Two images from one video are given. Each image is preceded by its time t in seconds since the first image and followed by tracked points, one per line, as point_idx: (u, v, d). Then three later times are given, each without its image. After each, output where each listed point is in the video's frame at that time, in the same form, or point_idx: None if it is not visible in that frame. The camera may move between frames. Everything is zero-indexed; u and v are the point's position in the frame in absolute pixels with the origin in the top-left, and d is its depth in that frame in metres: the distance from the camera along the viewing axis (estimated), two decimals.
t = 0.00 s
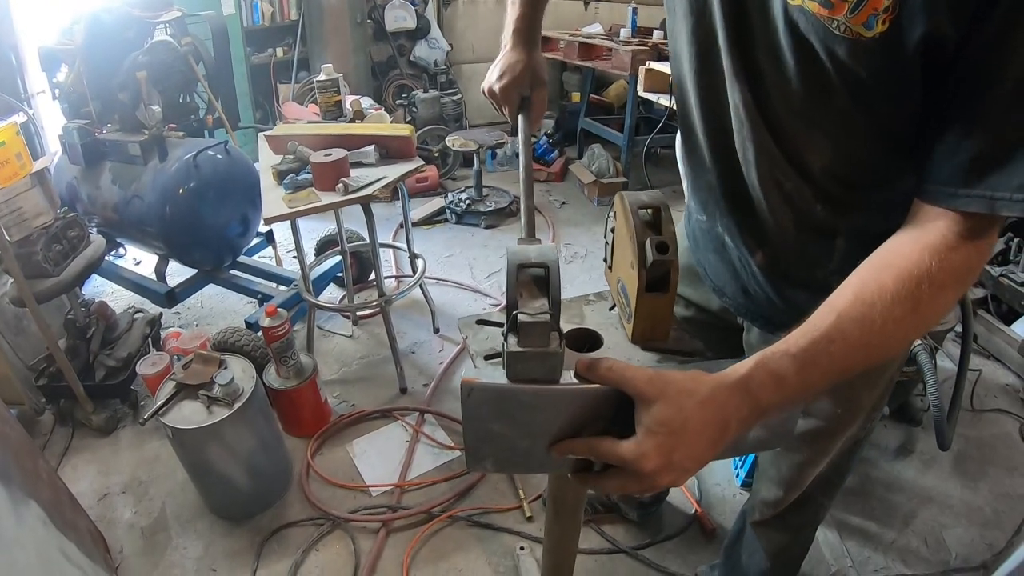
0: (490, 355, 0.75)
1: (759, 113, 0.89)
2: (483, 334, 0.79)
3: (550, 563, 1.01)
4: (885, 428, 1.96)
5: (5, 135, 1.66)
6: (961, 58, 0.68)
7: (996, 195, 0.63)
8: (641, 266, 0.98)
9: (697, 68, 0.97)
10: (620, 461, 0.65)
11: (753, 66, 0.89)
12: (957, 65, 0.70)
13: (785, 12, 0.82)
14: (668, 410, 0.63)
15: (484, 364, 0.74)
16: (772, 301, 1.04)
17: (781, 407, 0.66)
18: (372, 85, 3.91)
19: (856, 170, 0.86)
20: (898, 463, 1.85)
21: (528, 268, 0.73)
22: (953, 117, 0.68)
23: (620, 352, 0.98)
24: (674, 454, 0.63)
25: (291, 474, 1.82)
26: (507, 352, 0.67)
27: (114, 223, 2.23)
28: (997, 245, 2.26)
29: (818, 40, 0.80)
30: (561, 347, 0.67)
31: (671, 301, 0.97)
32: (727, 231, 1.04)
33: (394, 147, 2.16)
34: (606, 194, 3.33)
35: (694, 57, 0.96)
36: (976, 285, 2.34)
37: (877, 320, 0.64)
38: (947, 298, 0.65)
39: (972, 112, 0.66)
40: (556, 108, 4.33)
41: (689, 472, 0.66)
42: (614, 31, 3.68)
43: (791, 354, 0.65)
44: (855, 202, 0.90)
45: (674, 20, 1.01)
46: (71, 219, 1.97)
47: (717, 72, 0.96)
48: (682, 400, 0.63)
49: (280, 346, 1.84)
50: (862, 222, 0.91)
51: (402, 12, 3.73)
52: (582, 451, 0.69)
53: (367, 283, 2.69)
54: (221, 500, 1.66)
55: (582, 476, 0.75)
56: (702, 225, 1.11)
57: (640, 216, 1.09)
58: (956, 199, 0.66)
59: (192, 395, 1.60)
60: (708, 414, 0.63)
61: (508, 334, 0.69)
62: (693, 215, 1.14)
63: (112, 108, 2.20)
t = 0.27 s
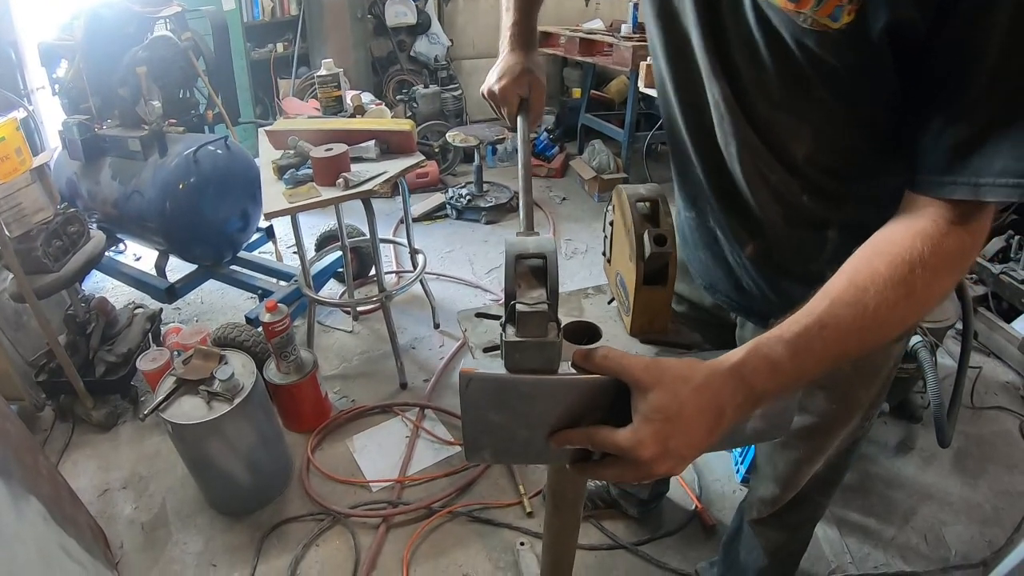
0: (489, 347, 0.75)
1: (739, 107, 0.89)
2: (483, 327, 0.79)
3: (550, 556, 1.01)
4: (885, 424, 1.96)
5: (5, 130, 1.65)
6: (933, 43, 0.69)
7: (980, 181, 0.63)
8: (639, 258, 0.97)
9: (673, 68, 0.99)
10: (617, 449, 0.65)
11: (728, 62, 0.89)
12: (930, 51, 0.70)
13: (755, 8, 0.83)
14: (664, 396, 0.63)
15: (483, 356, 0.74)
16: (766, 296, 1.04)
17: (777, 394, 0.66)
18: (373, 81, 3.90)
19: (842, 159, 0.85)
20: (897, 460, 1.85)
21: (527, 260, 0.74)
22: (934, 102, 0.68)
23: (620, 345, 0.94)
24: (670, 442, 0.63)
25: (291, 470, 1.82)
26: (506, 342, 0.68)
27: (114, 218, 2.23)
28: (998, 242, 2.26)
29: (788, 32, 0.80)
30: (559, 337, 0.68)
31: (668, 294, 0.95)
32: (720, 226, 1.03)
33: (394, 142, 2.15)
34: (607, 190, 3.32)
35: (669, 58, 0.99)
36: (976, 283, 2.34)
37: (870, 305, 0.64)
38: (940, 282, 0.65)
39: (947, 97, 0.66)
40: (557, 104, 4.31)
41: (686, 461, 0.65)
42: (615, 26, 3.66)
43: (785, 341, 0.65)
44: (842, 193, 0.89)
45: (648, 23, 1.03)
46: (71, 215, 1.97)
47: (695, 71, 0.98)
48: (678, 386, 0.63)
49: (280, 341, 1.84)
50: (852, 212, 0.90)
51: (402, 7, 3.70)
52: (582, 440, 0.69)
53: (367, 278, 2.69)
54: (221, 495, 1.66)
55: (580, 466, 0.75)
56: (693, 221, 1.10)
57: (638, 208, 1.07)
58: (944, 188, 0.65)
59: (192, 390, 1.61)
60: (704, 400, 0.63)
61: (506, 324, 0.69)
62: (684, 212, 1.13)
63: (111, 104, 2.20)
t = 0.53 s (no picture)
0: (489, 344, 0.75)
1: (709, 108, 0.92)
2: (483, 323, 0.79)
3: (550, 554, 1.01)
4: (885, 423, 1.96)
5: (6, 128, 1.66)
6: (892, 37, 0.70)
7: (950, 172, 0.64)
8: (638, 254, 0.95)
9: (643, 75, 1.03)
10: (613, 439, 0.65)
11: (694, 65, 0.91)
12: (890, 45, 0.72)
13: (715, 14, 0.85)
14: (659, 382, 0.63)
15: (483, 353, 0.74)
16: (751, 290, 1.04)
17: (775, 380, 0.65)
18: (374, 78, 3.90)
19: (817, 152, 0.85)
20: (898, 458, 1.85)
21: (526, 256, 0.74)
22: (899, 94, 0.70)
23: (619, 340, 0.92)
24: (665, 428, 0.63)
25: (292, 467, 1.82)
26: (506, 338, 0.68)
27: (115, 216, 2.24)
28: (999, 241, 2.25)
29: (747, 36, 0.82)
30: (558, 333, 0.68)
31: (666, 290, 0.92)
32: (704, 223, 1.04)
33: (395, 140, 2.15)
34: (608, 188, 3.32)
35: (638, 66, 1.03)
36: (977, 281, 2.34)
37: (861, 287, 0.64)
38: (927, 265, 0.66)
39: (910, 90, 0.68)
40: (558, 101, 4.31)
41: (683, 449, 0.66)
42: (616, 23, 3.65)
43: (779, 324, 0.65)
44: (818, 185, 0.88)
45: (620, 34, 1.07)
46: (72, 212, 1.97)
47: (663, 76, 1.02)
48: (673, 372, 0.63)
49: (281, 338, 1.85)
50: (836, 202, 0.88)
51: (402, 5, 3.68)
52: (578, 435, 0.69)
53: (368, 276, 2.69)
54: (222, 492, 1.67)
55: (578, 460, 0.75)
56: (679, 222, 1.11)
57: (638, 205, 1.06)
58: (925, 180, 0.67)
59: (193, 387, 1.61)
60: (699, 386, 0.63)
61: (506, 320, 0.69)
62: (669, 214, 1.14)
63: (112, 102, 2.20)
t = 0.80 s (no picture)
0: (485, 337, 0.76)
1: (693, 98, 0.92)
2: (480, 318, 0.81)
3: (549, 550, 1.01)
4: (886, 422, 1.96)
5: (8, 125, 1.66)
6: (875, 26, 0.71)
7: (933, 156, 0.65)
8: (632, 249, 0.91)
9: (630, 68, 1.04)
10: (604, 434, 0.66)
11: (679, 57, 0.92)
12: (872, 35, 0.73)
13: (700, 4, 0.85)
14: (650, 378, 0.63)
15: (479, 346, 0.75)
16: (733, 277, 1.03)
17: (767, 376, 0.66)
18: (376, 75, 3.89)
19: (801, 143, 0.86)
20: (899, 457, 1.85)
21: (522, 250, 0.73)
22: (881, 83, 0.70)
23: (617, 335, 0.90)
24: (655, 423, 0.64)
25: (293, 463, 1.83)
26: (498, 331, 0.67)
27: (117, 213, 2.24)
28: (1001, 241, 2.25)
29: (731, 25, 0.82)
30: (551, 327, 0.66)
31: (662, 285, 0.90)
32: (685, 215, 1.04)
33: (397, 137, 2.15)
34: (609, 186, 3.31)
35: (625, 58, 1.03)
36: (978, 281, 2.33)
37: (849, 281, 0.65)
38: (914, 255, 0.66)
39: (891, 79, 0.69)
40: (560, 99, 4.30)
41: (673, 444, 0.66)
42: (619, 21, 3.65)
43: (768, 321, 0.65)
44: (802, 175, 0.89)
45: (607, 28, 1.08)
46: (74, 209, 1.98)
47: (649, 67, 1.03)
48: (664, 368, 0.64)
49: (283, 336, 1.85)
50: (817, 192, 0.90)
51: (405, 2, 3.70)
52: (570, 431, 0.69)
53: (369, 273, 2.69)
54: (222, 489, 1.67)
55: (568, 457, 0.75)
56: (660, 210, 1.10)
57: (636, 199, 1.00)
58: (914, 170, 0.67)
59: (193, 383, 1.61)
60: (691, 382, 0.64)
61: (500, 313, 0.68)
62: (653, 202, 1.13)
63: (114, 98, 2.20)
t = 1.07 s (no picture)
0: (489, 339, 0.75)
1: (701, 86, 0.93)
2: (484, 319, 0.80)
3: (549, 551, 1.01)
4: (886, 421, 1.96)
5: (10, 123, 1.67)
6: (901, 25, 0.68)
7: (956, 164, 0.63)
8: (639, 253, 0.92)
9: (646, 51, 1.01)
10: (602, 440, 0.66)
11: (695, 43, 0.92)
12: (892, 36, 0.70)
13: None
14: (652, 388, 0.63)
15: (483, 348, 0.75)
16: (729, 272, 1.03)
17: (770, 388, 0.66)
18: (377, 74, 3.90)
19: (806, 141, 0.85)
20: (899, 457, 1.85)
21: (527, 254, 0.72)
22: (898, 85, 0.68)
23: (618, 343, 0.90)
24: (655, 432, 0.64)
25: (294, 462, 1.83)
26: (502, 335, 0.67)
27: (118, 211, 2.24)
28: (1002, 241, 2.25)
29: (751, 12, 0.82)
30: (555, 332, 0.66)
31: (669, 289, 0.91)
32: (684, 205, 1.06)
33: (398, 136, 2.15)
34: (610, 185, 3.31)
35: (642, 39, 1.01)
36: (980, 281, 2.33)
37: (858, 296, 0.64)
38: (924, 267, 0.65)
39: (910, 81, 0.67)
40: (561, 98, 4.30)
41: (672, 453, 0.66)
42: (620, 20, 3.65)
43: (774, 334, 0.65)
44: (801, 175, 0.90)
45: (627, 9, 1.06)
46: (75, 208, 1.98)
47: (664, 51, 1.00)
48: (667, 378, 0.63)
49: (284, 334, 1.85)
50: (814, 193, 0.90)
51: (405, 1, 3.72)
52: (563, 430, 0.70)
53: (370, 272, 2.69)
54: (223, 487, 1.68)
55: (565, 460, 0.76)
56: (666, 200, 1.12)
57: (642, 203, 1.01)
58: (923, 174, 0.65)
59: (195, 382, 1.61)
60: (692, 393, 0.64)
61: (503, 317, 0.68)
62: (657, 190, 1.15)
63: (115, 97, 2.20)
